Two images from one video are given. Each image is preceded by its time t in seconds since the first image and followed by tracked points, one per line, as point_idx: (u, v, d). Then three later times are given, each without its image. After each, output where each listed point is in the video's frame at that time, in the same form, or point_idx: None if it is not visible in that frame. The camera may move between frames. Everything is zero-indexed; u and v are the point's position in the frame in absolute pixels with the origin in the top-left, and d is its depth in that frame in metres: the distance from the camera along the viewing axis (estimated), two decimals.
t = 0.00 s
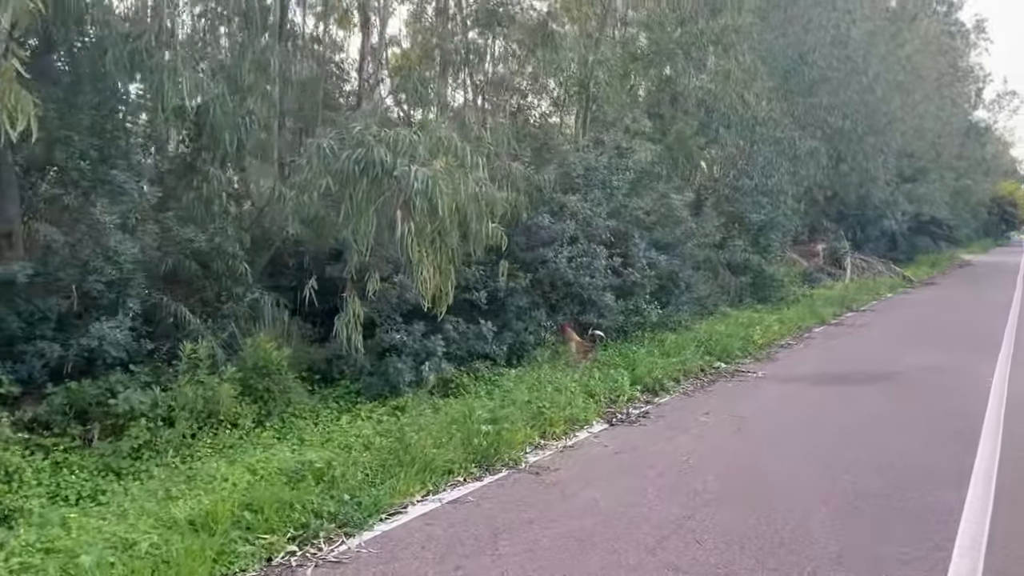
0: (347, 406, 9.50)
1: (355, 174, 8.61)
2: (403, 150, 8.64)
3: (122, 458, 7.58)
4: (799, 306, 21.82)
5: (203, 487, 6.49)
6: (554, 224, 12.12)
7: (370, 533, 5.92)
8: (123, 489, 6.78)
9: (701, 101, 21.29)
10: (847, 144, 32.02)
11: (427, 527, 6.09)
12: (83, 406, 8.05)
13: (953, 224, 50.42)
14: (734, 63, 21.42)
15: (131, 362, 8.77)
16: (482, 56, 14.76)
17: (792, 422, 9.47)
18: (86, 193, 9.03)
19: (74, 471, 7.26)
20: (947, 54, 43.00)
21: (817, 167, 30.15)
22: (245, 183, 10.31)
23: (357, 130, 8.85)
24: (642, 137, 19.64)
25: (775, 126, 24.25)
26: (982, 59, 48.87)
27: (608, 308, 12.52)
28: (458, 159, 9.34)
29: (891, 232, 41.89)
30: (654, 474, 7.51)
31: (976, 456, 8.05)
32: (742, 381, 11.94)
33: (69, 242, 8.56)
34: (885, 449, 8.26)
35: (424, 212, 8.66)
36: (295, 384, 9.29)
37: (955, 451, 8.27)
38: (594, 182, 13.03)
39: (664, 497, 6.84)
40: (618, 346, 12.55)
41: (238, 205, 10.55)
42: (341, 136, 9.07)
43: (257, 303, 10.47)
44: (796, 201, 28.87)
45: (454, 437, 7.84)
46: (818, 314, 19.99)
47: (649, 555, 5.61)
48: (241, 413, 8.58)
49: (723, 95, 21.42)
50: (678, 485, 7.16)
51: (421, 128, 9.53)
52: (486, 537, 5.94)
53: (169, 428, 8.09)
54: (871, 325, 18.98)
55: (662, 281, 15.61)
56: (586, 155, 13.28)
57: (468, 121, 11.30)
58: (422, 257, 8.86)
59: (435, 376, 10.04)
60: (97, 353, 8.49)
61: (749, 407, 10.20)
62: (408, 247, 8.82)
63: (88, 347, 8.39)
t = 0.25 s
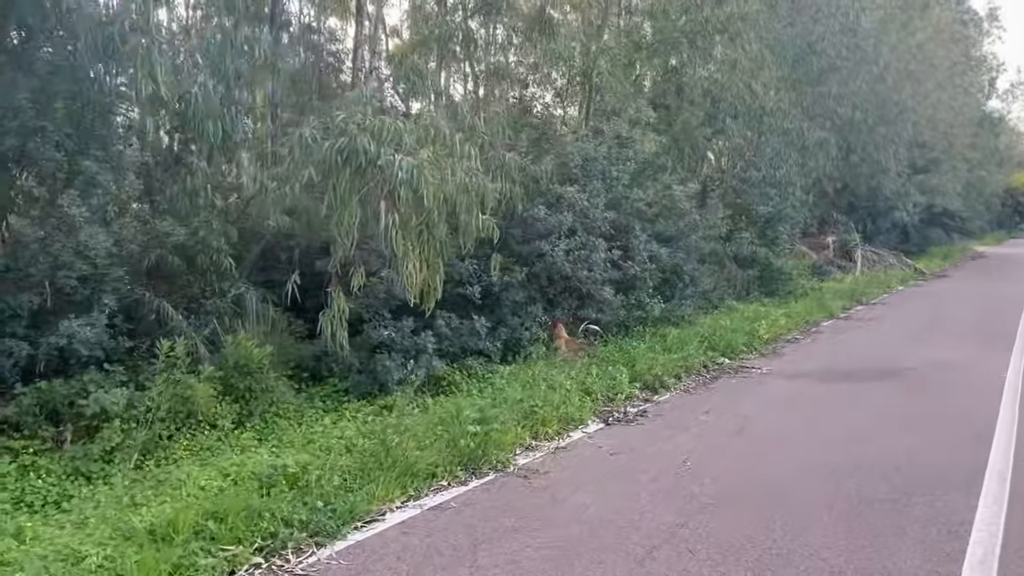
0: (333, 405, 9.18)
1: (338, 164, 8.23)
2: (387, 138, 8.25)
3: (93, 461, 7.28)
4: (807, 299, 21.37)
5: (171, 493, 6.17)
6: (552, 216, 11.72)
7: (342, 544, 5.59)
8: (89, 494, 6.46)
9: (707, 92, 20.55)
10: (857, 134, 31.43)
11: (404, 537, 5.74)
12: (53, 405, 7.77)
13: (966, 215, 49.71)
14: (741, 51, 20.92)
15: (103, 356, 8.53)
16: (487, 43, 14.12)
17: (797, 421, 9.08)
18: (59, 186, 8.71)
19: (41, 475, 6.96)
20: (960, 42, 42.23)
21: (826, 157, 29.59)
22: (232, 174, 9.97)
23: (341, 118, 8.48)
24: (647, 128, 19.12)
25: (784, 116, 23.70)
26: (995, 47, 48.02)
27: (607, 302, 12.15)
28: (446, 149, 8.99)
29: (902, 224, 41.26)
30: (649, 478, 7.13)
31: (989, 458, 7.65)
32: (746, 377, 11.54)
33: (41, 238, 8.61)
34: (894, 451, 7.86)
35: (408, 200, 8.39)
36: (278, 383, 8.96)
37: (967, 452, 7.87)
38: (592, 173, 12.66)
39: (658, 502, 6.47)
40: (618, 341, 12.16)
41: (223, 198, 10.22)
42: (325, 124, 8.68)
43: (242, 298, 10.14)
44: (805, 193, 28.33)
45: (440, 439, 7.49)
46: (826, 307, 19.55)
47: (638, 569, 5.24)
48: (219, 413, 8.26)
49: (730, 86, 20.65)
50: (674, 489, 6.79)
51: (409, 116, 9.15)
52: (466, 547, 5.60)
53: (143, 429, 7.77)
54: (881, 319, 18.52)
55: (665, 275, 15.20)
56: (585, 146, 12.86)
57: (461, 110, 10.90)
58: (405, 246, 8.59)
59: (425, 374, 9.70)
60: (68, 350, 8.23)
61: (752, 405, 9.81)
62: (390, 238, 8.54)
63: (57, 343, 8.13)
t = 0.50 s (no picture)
0: (319, 405, 8.84)
1: (321, 155, 7.85)
2: (371, 126, 7.87)
3: (60, 466, 6.96)
4: (818, 292, 20.86)
5: (132, 503, 5.84)
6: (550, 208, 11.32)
7: (308, 558, 5.23)
8: (50, 502, 6.14)
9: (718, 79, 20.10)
10: (872, 123, 30.80)
11: (376, 550, 5.38)
12: (22, 409, 7.44)
13: (983, 206, 48.88)
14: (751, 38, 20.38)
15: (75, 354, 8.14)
16: (487, 30, 13.70)
17: (802, 422, 8.66)
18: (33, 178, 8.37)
19: (4, 481, 6.65)
20: (978, 30, 41.41)
21: (840, 147, 28.99)
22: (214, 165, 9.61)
23: (325, 106, 8.10)
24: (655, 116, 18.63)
25: (796, 104, 23.16)
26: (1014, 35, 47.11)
27: (608, 296, 11.74)
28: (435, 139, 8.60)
29: (918, 215, 40.56)
30: (642, 484, 6.73)
31: (1005, 462, 7.21)
32: (751, 374, 11.12)
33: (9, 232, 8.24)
34: (903, 454, 7.44)
35: (391, 193, 8.07)
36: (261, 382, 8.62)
37: (982, 455, 7.44)
38: (593, 163, 12.25)
39: (651, 511, 6.08)
40: (620, 337, 11.77)
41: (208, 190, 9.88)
42: (308, 111, 8.30)
43: (227, 294, 9.81)
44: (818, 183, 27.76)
45: (424, 443, 7.13)
46: (838, 301, 19.06)
47: None
48: (197, 414, 7.92)
49: (740, 73, 20.25)
50: (669, 497, 6.39)
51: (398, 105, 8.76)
52: (441, 561, 5.24)
53: (115, 433, 7.43)
54: (894, 312, 18.03)
55: (671, 268, 14.77)
56: (586, 135, 12.43)
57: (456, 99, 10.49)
58: (388, 241, 8.28)
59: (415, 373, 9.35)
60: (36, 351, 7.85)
61: (755, 405, 9.39)
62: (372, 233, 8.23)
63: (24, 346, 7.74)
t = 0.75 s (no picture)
0: (305, 402, 8.56)
1: (302, 143, 7.59)
2: (356, 112, 7.59)
3: (30, 465, 6.71)
4: (830, 285, 20.41)
5: (95, 506, 5.57)
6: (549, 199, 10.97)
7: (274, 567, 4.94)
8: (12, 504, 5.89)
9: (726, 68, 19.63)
10: (886, 113, 30.20)
11: (348, 558, 5.08)
12: None
13: (1001, 197, 48.08)
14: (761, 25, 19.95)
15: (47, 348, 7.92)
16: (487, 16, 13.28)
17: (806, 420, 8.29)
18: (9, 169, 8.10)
19: None
20: (995, 17, 40.58)
21: (854, 137, 28.43)
22: (198, 154, 9.34)
23: (308, 93, 7.80)
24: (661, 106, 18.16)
25: (808, 94, 22.64)
26: None
27: (609, 290, 11.42)
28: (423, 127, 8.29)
29: (934, 206, 39.89)
30: (635, 486, 6.42)
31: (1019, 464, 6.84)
32: (756, 369, 10.76)
33: None
34: (911, 455, 7.08)
35: (376, 183, 7.79)
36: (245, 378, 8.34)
37: (994, 456, 7.06)
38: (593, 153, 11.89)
39: (642, 517, 5.75)
40: (621, 332, 11.42)
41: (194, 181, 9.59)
42: (292, 98, 8.00)
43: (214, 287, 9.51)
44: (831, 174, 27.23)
45: (407, 442, 6.82)
46: (849, 294, 18.63)
47: None
48: (176, 410, 7.63)
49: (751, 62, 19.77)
50: (661, 501, 6.07)
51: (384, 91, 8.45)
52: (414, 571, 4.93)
53: (89, 431, 7.18)
54: (906, 306, 17.58)
55: (676, 260, 14.38)
56: (587, 124, 12.05)
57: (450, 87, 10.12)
58: (374, 233, 7.98)
59: (405, 368, 9.05)
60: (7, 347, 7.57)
61: (758, 402, 9.03)
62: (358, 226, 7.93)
63: None
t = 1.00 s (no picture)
0: (290, 406, 8.22)
1: (283, 133, 7.24)
2: (338, 103, 7.23)
3: None
4: (848, 282, 19.82)
5: (49, 522, 5.26)
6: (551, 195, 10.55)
7: None
8: None
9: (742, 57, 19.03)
10: (909, 105, 29.41)
11: None
12: None
13: None
14: (777, 14, 19.42)
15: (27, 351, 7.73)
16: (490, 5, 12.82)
17: (815, 427, 7.84)
18: None
19: None
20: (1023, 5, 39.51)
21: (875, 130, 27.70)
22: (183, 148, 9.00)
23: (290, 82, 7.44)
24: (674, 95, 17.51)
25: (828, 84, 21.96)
26: None
27: (613, 288, 10.95)
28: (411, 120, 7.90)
29: (958, 199, 38.97)
30: (628, 501, 6.02)
31: None
32: (765, 371, 10.30)
33: None
34: (925, 467, 6.62)
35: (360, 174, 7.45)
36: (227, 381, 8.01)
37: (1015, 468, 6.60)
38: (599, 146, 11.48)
39: (632, 537, 5.35)
40: (626, 332, 10.99)
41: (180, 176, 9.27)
42: (275, 89, 7.66)
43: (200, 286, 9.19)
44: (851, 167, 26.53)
45: (388, 452, 6.46)
46: (868, 291, 18.06)
47: None
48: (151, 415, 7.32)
49: (768, 51, 19.16)
50: (654, 519, 5.66)
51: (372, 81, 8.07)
52: None
53: (59, 438, 6.88)
54: (927, 303, 16.99)
55: (687, 257, 13.91)
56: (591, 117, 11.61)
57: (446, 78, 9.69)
58: (355, 226, 7.64)
59: (395, 370, 8.70)
60: None
61: (764, 407, 8.58)
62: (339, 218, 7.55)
63: None
